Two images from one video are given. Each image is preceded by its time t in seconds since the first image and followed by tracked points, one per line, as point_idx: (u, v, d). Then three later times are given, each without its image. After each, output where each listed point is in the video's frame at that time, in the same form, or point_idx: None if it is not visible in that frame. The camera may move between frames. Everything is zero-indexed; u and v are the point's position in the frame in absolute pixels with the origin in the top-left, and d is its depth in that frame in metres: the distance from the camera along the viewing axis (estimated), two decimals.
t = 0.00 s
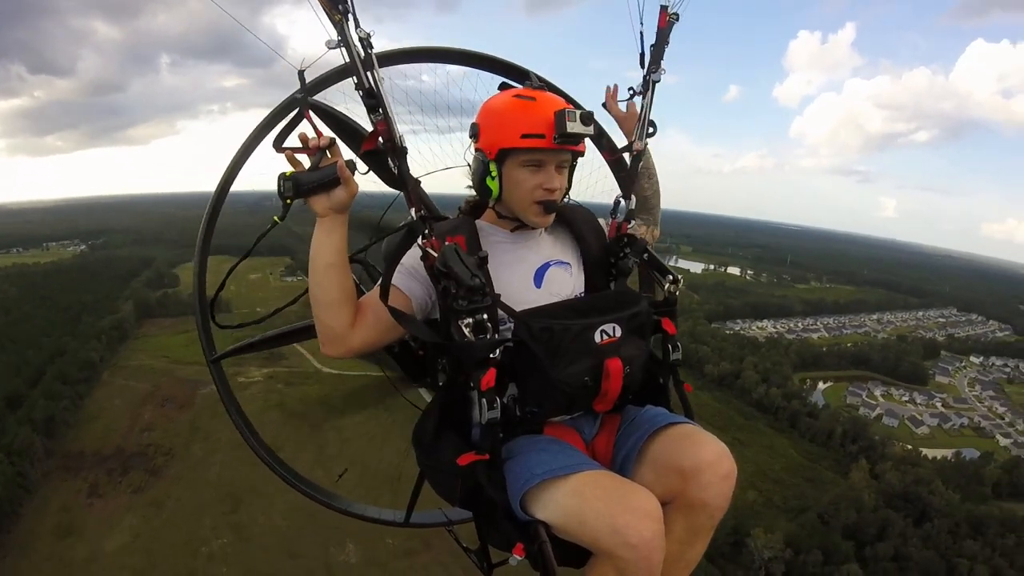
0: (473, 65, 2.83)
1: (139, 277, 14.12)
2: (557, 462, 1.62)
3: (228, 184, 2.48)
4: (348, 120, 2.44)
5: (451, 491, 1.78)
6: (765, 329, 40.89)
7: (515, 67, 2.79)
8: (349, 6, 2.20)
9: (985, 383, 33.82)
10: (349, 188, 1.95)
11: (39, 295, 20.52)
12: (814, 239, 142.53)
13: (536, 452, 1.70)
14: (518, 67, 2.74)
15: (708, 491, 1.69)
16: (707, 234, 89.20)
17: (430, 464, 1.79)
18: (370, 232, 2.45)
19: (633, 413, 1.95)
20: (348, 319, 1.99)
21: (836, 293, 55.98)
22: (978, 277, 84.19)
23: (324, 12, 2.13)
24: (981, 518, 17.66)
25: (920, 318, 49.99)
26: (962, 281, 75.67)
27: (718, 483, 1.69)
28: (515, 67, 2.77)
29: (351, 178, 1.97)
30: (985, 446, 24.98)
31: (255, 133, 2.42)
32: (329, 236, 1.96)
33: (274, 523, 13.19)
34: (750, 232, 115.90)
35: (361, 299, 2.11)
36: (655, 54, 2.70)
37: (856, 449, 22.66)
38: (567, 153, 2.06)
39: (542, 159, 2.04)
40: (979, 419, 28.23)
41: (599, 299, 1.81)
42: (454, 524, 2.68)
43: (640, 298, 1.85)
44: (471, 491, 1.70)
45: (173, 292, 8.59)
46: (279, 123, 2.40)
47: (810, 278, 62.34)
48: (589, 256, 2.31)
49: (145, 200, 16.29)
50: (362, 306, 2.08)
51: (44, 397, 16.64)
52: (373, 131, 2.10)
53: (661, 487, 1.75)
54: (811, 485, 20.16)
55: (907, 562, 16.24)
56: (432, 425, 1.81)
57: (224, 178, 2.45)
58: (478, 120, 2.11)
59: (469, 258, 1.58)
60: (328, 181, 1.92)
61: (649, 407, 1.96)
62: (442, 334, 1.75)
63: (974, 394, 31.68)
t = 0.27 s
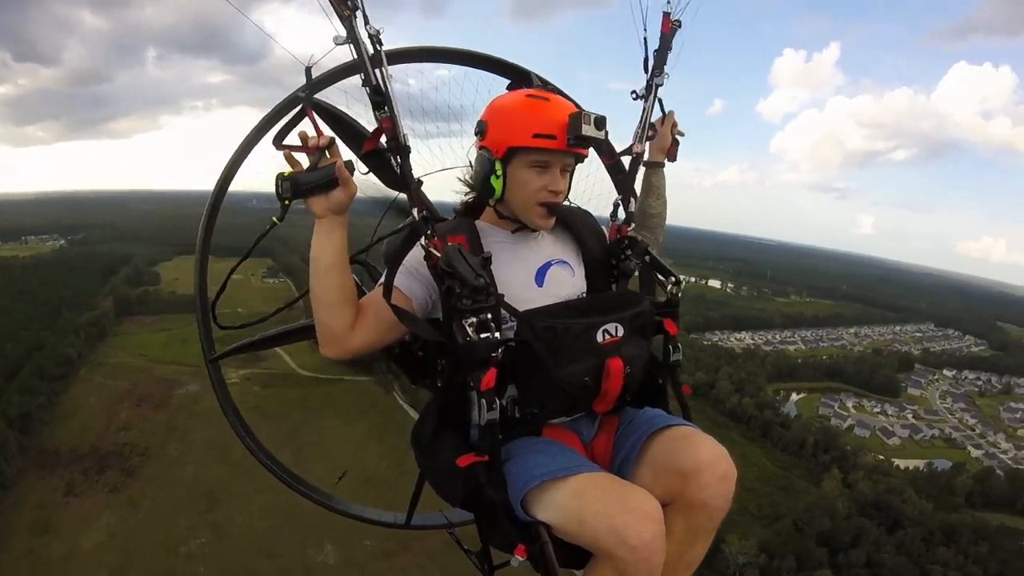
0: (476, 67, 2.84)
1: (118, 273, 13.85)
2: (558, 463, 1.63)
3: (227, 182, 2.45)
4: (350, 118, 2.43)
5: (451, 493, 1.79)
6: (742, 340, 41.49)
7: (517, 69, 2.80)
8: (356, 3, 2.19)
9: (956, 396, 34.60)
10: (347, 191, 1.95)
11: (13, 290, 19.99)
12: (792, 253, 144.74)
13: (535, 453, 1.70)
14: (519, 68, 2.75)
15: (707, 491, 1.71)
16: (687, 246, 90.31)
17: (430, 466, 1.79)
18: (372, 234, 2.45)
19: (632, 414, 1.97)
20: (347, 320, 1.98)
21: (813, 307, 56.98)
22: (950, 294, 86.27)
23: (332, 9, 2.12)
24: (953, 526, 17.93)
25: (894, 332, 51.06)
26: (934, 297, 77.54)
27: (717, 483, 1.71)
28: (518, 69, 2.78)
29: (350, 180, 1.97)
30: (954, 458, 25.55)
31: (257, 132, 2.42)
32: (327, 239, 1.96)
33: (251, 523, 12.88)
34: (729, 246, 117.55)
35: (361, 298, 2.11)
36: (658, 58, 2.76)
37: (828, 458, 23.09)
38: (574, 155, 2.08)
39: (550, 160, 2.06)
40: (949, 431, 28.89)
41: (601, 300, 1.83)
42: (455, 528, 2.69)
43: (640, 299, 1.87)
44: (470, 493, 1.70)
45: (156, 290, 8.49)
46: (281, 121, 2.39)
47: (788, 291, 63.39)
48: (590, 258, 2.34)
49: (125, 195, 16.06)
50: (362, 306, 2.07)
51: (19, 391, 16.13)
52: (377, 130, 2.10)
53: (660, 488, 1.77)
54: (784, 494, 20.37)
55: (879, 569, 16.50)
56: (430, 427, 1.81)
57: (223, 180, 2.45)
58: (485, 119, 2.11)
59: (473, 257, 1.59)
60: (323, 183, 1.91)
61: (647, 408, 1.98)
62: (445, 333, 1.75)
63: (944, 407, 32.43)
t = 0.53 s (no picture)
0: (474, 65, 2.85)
1: (124, 275, 13.92)
2: (557, 461, 1.63)
3: (227, 182, 2.46)
4: (349, 118, 2.44)
5: (452, 491, 1.79)
6: (745, 333, 41.46)
7: (516, 67, 2.80)
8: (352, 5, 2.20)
9: (959, 386, 34.54)
10: (345, 189, 1.95)
11: (17, 291, 20.07)
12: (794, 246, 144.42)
13: (535, 452, 1.70)
14: (519, 67, 2.76)
15: (708, 491, 1.70)
16: (690, 240, 90.21)
17: (430, 465, 1.79)
18: (370, 235, 2.46)
19: (631, 413, 1.98)
20: (346, 319, 1.98)
21: (816, 299, 56.89)
22: (953, 284, 85.97)
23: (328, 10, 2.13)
24: (953, 515, 17.95)
25: (897, 324, 50.96)
26: (938, 288, 77.29)
27: (717, 482, 1.71)
28: (517, 67, 2.78)
29: (347, 180, 1.97)
30: (957, 448, 25.52)
31: (253, 132, 2.42)
32: (328, 236, 1.96)
33: (259, 514, 13.15)
34: (731, 239, 117.29)
35: (360, 297, 2.11)
36: (656, 55, 2.74)
37: (830, 449, 23.10)
38: (569, 152, 2.08)
39: (544, 157, 2.06)
40: (952, 421, 28.85)
41: (599, 299, 1.82)
42: (454, 523, 2.73)
43: (639, 297, 1.87)
44: (470, 490, 1.71)
45: (161, 290, 8.58)
46: (280, 122, 2.39)
47: (791, 283, 63.29)
48: (589, 256, 2.33)
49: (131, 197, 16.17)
50: (361, 305, 2.07)
51: (26, 393, 15.95)
52: (373, 131, 2.10)
53: (659, 487, 1.78)
54: (786, 484, 20.39)
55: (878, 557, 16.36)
56: (430, 426, 1.81)
57: (221, 180, 2.45)
58: (479, 119, 2.12)
59: (471, 257, 1.59)
60: (324, 180, 1.92)
61: (647, 407, 1.98)
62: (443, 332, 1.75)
63: (948, 397, 32.37)
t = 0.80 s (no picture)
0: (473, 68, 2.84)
1: (136, 279, 14.10)
2: (558, 462, 1.62)
3: (229, 185, 2.47)
4: (348, 120, 2.44)
5: (453, 493, 1.79)
6: (755, 330, 41.16)
7: (515, 69, 2.80)
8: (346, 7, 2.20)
9: (973, 381, 34.10)
10: (348, 186, 1.95)
11: (32, 295, 20.36)
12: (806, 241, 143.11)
13: (536, 454, 1.69)
14: (517, 68, 2.75)
15: (710, 492, 1.69)
16: (700, 237, 89.60)
17: (432, 467, 1.79)
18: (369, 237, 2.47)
19: (634, 413, 1.97)
20: (345, 319, 1.99)
21: (827, 295, 56.34)
22: (967, 279, 84.78)
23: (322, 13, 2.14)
24: (963, 509, 18.01)
25: (910, 319, 50.35)
26: (952, 282, 76.24)
27: (719, 483, 1.69)
28: (515, 70, 2.77)
29: (350, 176, 1.98)
30: (970, 442, 25.21)
31: (255, 135, 2.43)
32: (328, 234, 1.96)
33: (271, 512, 13.15)
34: (742, 235, 116.44)
35: (360, 297, 2.11)
36: (653, 53, 2.72)
37: (841, 445, 22.90)
38: (571, 153, 2.07)
39: (546, 157, 2.06)
40: (966, 416, 28.50)
41: (599, 299, 1.82)
42: (457, 527, 2.73)
43: (640, 298, 1.86)
44: (472, 491, 1.71)
45: (172, 293, 8.69)
46: (278, 124, 2.39)
47: (802, 280, 62.70)
48: (589, 256, 2.32)
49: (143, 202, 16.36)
50: (360, 303, 2.07)
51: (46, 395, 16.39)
52: (372, 133, 2.11)
53: (661, 487, 1.77)
54: (796, 479, 20.22)
55: (888, 550, 16.26)
56: (432, 428, 1.81)
57: (223, 182, 2.47)
58: (483, 119, 2.12)
59: (469, 259, 1.59)
60: (326, 179, 1.92)
61: (649, 407, 1.97)
62: (443, 334, 1.75)
63: (962, 392, 31.97)
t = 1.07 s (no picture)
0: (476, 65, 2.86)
1: (139, 272, 14.18)
2: (556, 462, 1.63)
3: (230, 180, 2.48)
4: (348, 119, 2.45)
5: (452, 491, 1.79)
6: (753, 335, 41.16)
7: (519, 69, 2.81)
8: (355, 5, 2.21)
9: (968, 391, 34.09)
10: (348, 186, 1.96)
11: (33, 284, 20.45)
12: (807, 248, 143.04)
13: (534, 453, 1.70)
14: (520, 67, 2.77)
15: (708, 491, 1.69)
16: (700, 241, 89.55)
17: (430, 464, 1.80)
18: (370, 235, 2.48)
19: (632, 413, 1.97)
20: (345, 317, 2.00)
21: (826, 302, 56.31)
22: (967, 290, 84.72)
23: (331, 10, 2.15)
24: (953, 517, 17.75)
25: (909, 328, 50.29)
26: (950, 292, 76.10)
27: (717, 482, 1.70)
28: (520, 68, 2.79)
29: (351, 176, 1.98)
30: (963, 452, 25.22)
31: (254, 132, 2.44)
32: (329, 233, 1.97)
33: (267, 502, 12.97)
34: (742, 241, 116.33)
35: (361, 294, 2.12)
36: (659, 56, 2.75)
37: (833, 451, 22.93)
38: (574, 156, 2.07)
39: (550, 159, 2.06)
40: (960, 426, 28.49)
41: (599, 299, 1.83)
42: (455, 525, 2.73)
43: (640, 299, 1.87)
44: (471, 490, 1.72)
45: (174, 285, 8.78)
46: (281, 120, 2.40)
47: (802, 287, 62.63)
48: (590, 256, 2.34)
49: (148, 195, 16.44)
50: (361, 302, 2.08)
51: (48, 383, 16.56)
52: (375, 131, 2.12)
53: (659, 487, 1.77)
54: (788, 483, 20.26)
55: (877, 556, 16.15)
56: (431, 426, 1.82)
57: (224, 179, 2.48)
58: (490, 116, 2.13)
59: (471, 257, 1.60)
60: (327, 178, 1.92)
61: (648, 407, 1.98)
62: (444, 333, 1.76)
63: (956, 402, 31.96)
